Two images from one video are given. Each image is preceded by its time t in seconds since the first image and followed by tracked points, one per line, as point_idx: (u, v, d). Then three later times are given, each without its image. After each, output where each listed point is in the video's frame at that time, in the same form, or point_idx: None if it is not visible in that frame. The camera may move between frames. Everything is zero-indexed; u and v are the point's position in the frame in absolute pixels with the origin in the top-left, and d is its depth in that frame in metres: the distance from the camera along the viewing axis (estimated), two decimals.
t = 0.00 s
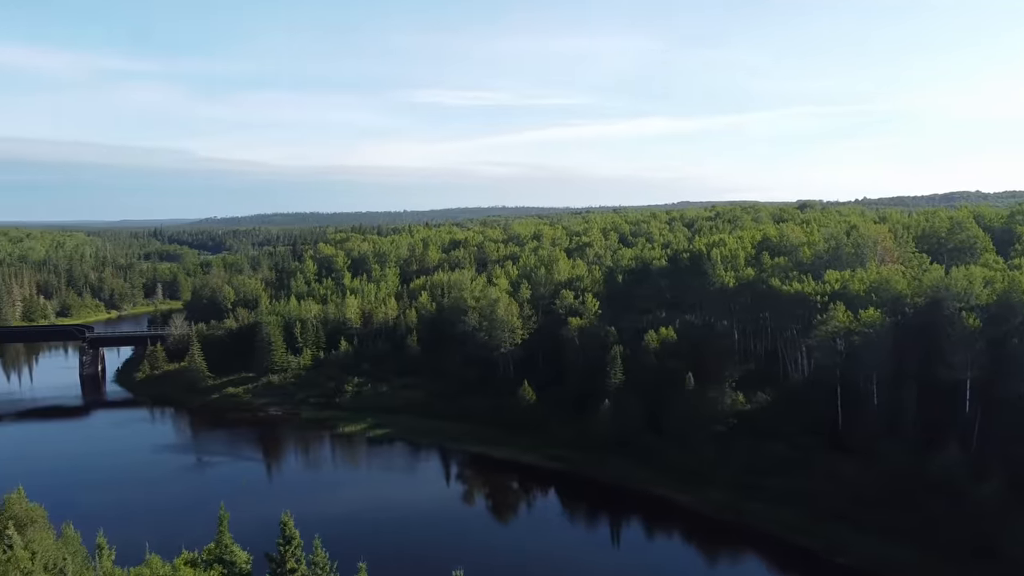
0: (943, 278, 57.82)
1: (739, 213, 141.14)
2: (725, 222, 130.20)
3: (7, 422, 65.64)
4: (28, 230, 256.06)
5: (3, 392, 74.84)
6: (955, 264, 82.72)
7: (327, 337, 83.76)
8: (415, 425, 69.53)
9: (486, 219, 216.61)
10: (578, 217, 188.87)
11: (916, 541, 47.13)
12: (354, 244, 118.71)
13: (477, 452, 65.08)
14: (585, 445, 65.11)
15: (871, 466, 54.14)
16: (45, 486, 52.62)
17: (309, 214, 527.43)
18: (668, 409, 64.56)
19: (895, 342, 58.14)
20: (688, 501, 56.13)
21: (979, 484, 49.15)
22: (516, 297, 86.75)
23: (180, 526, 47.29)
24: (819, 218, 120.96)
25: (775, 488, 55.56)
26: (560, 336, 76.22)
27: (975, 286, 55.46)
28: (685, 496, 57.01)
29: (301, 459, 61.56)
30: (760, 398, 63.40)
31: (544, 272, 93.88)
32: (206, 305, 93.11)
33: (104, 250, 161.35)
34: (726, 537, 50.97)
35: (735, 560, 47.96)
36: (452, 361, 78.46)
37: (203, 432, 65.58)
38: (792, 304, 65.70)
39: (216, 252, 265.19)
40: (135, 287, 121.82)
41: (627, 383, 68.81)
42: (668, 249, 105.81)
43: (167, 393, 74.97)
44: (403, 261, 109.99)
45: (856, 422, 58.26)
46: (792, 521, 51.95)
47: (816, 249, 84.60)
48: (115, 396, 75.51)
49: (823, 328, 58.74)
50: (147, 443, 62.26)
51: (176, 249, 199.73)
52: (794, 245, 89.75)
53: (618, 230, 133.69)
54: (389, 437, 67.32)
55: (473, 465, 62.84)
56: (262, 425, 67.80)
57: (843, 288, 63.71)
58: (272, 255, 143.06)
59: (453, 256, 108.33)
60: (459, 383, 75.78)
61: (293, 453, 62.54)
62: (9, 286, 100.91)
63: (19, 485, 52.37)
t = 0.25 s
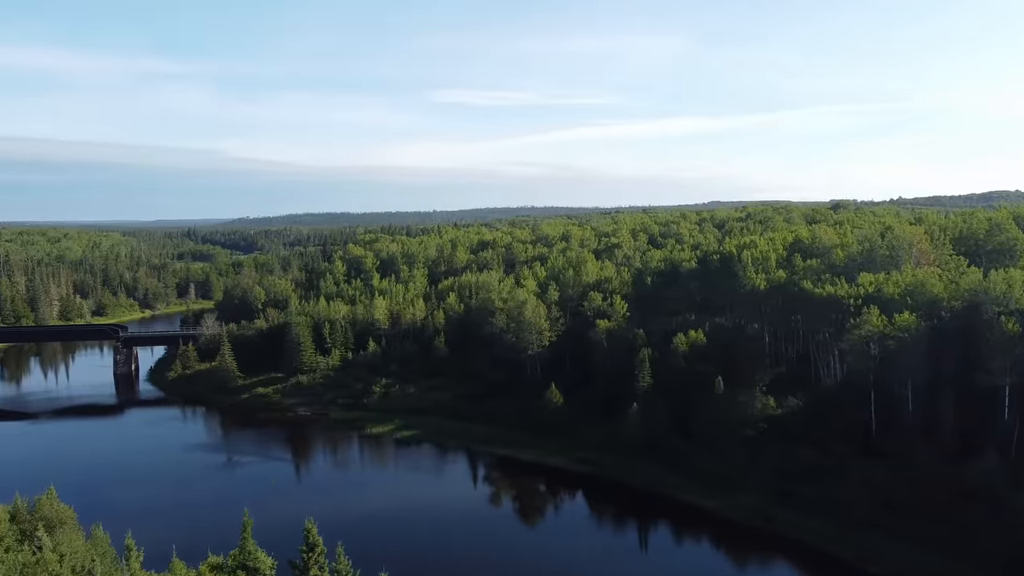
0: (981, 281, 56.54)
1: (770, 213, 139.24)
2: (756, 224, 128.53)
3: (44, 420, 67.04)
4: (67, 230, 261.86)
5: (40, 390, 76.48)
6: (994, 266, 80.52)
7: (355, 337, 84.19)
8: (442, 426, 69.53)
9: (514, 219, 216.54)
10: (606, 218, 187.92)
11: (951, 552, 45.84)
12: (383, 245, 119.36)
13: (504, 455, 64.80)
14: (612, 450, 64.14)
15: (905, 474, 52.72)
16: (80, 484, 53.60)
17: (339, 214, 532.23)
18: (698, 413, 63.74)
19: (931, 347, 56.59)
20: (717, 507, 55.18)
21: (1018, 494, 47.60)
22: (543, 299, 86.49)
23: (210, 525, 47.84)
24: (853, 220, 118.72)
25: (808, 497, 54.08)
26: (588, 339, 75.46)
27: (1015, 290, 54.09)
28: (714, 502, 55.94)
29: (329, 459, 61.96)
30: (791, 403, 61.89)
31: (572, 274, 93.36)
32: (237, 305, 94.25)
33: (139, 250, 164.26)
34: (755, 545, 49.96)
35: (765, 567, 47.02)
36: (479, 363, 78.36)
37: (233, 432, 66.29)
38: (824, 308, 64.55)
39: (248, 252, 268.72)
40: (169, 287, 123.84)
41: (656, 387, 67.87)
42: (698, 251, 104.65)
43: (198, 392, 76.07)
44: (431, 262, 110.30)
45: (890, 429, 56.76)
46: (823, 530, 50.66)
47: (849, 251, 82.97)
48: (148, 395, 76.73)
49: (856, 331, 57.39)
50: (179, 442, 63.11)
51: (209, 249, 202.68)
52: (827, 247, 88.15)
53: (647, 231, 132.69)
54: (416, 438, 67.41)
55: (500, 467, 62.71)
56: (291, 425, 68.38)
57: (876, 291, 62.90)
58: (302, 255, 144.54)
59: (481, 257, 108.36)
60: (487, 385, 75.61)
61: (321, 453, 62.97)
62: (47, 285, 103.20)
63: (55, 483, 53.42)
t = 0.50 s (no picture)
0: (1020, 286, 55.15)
1: (800, 214, 137.46)
2: (786, 224, 126.84)
3: (77, 418, 68.20)
4: (101, 229, 266.64)
5: (74, 388, 77.92)
6: None
7: (381, 338, 84.45)
8: (467, 428, 69.46)
9: (541, 220, 216.24)
10: (633, 218, 186.87)
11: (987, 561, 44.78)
12: (409, 246, 119.77)
13: (529, 457, 64.52)
14: (638, 454, 63.35)
15: (939, 482, 51.60)
16: (112, 482, 54.50)
17: (366, 214, 535.80)
18: (727, 418, 62.05)
19: (967, 354, 54.31)
20: (746, 513, 54.30)
21: None
22: (569, 300, 86.16)
23: (238, 526, 48.32)
24: (886, 220, 116.61)
25: (838, 503, 53.02)
26: (614, 341, 73.66)
27: None
28: (742, 508, 55.07)
29: (356, 459, 62.38)
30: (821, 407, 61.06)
31: (599, 276, 92.81)
32: (265, 305, 95.21)
33: (171, 250, 166.68)
34: (784, 552, 49.08)
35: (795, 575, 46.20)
36: (505, 364, 78.41)
37: (261, 432, 66.89)
38: (856, 311, 63.41)
39: (277, 252, 271.77)
40: (199, 286, 125.48)
41: (683, 392, 65.85)
42: (726, 252, 103.46)
43: (227, 392, 76.88)
44: (457, 263, 110.49)
45: (924, 435, 55.55)
46: (854, 538, 49.66)
47: (882, 253, 81.37)
48: (178, 394, 77.79)
49: (889, 335, 56.75)
50: (208, 441, 63.90)
51: (239, 249, 205.25)
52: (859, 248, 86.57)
53: (675, 232, 131.60)
54: (441, 440, 67.36)
55: (525, 469, 62.62)
56: (318, 426, 68.81)
57: (909, 295, 61.56)
58: (330, 255, 145.74)
59: (507, 258, 108.25)
60: (512, 387, 75.35)
61: (348, 454, 63.41)
62: (81, 284, 105.14)
63: (88, 481, 54.38)
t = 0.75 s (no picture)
0: None
1: (835, 215, 135.28)
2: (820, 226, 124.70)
3: (114, 417, 69.53)
4: (139, 229, 271.89)
5: (110, 386, 79.43)
6: None
7: (410, 340, 84.66)
8: (496, 431, 69.34)
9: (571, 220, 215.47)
10: (664, 219, 185.30)
11: None
12: (439, 247, 120.06)
13: (558, 461, 64.15)
14: (667, 459, 62.52)
15: (977, 491, 50.14)
16: (146, 480, 55.46)
17: (398, 213, 539.03)
18: (758, 425, 60.89)
19: (1009, 359, 53.06)
20: (777, 521, 53.33)
21: None
22: (599, 303, 85.56)
23: (267, 528, 48.80)
24: (924, 222, 114.07)
25: (873, 512, 51.70)
26: (644, 345, 73.05)
27: None
28: (773, 516, 54.04)
29: (385, 460, 62.72)
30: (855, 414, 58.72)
31: (629, 278, 92.11)
32: (297, 305, 96.19)
33: (205, 250, 169.27)
34: (817, 561, 48.05)
35: None
36: (533, 367, 78.18)
37: (291, 432, 67.52)
38: (892, 315, 61.78)
39: (309, 252, 274.82)
40: (232, 287, 127.21)
41: (712, 398, 64.59)
42: (759, 255, 101.96)
43: (258, 392, 77.80)
44: (487, 265, 110.48)
45: (962, 442, 54.22)
46: (890, 548, 48.46)
47: (919, 256, 79.48)
48: (211, 394, 78.89)
49: (925, 341, 54.89)
50: (239, 441, 64.68)
51: (272, 249, 207.96)
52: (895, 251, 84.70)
53: (706, 234, 130.11)
54: (469, 443, 67.22)
55: (554, 472, 62.32)
56: (347, 427, 69.25)
57: (948, 299, 60.04)
58: (361, 256, 146.89)
59: (537, 259, 107.98)
60: (541, 390, 75.01)
61: (377, 454, 63.77)
62: (118, 284, 107.18)
63: (123, 479, 55.40)
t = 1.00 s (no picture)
0: None
1: (866, 215, 133.60)
2: (850, 227, 122.89)
3: (143, 415, 70.61)
4: (169, 229, 276.10)
5: (140, 385, 80.63)
6: None
7: (435, 341, 84.66)
8: (520, 433, 69.11)
9: (597, 221, 214.85)
10: (691, 220, 183.98)
11: None
12: (464, 248, 120.22)
13: (582, 464, 63.71)
14: (692, 464, 61.75)
15: (1012, 501, 48.66)
16: (174, 479, 56.23)
17: (424, 213, 541.23)
18: (788, 432, 59.67)
19: None
20: (804, 528, 52.43)
21: None
22: (624, 305, 84.94)
23: (293, 530, 49.14)
24: (958, 223, 111.93)
25: (904, 521, 50.47)
26: (670, 347, 72.10)
27: None
28: (800, 523, 53.10)
29: (409, 460, 62.92)
30: (886, 419, 57.29)
31: (654, 279, 91.35)
32: (323, 306, 96.88)
33: (234, 250, 171.41)
34: (845, 569, 47.14)
35: None
36: (558, 369, 77.64)
37: (316, 432, 67.96)
38: (924, 319, 60.46)
39: (336, 252, 277.03)
40: (260, 287, 128.58)
41: (739, 401, 63.40)
42: (787, 256, 100.56)
43: (284, 392, 78.38)
44: (512, 266, 110.38)
45: (998, 450, 52.39)
46: (921, 558, 47.29)
47: (954, 258, 77.68)
48: (238, 393, 79.72)
49: (957, 346, 53.85)
50: (265, 440, 65.28)
51: (299, 249, 210.03)
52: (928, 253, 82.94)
53: (734, 235, 128.85)
54: (493, 445, 67.07)
55: (579, 475, 61.96)
56: (372, 427, 69.49)
57: (982, 303, 58.82)
58: (387, 256, 147.67)
59: (562, 260, 107.62)
60: (565, 392, 74.57)
61: (402, 455, 63.97)
62: (148, 284, 108.80)
63: (153, 478, 56.21)
